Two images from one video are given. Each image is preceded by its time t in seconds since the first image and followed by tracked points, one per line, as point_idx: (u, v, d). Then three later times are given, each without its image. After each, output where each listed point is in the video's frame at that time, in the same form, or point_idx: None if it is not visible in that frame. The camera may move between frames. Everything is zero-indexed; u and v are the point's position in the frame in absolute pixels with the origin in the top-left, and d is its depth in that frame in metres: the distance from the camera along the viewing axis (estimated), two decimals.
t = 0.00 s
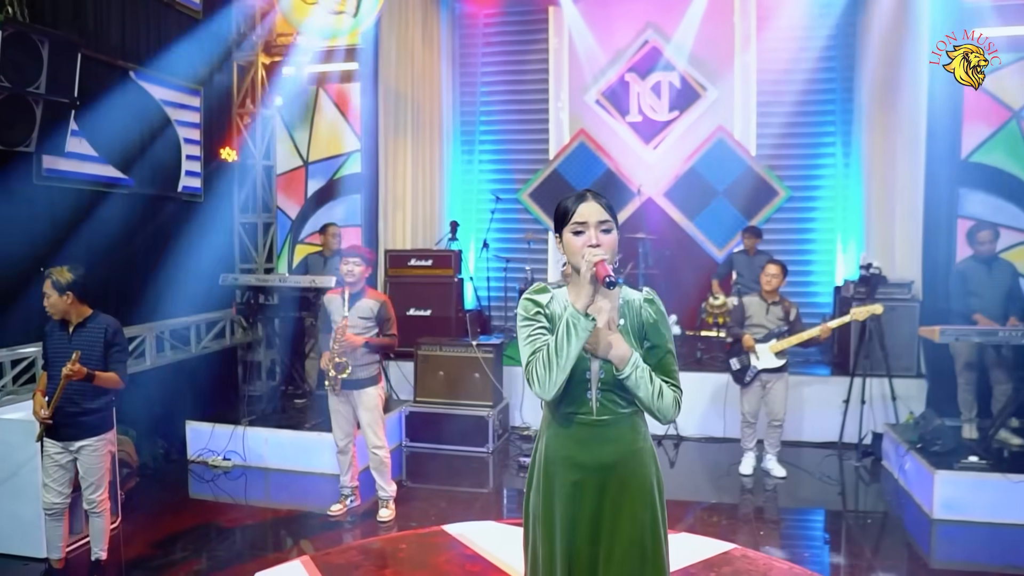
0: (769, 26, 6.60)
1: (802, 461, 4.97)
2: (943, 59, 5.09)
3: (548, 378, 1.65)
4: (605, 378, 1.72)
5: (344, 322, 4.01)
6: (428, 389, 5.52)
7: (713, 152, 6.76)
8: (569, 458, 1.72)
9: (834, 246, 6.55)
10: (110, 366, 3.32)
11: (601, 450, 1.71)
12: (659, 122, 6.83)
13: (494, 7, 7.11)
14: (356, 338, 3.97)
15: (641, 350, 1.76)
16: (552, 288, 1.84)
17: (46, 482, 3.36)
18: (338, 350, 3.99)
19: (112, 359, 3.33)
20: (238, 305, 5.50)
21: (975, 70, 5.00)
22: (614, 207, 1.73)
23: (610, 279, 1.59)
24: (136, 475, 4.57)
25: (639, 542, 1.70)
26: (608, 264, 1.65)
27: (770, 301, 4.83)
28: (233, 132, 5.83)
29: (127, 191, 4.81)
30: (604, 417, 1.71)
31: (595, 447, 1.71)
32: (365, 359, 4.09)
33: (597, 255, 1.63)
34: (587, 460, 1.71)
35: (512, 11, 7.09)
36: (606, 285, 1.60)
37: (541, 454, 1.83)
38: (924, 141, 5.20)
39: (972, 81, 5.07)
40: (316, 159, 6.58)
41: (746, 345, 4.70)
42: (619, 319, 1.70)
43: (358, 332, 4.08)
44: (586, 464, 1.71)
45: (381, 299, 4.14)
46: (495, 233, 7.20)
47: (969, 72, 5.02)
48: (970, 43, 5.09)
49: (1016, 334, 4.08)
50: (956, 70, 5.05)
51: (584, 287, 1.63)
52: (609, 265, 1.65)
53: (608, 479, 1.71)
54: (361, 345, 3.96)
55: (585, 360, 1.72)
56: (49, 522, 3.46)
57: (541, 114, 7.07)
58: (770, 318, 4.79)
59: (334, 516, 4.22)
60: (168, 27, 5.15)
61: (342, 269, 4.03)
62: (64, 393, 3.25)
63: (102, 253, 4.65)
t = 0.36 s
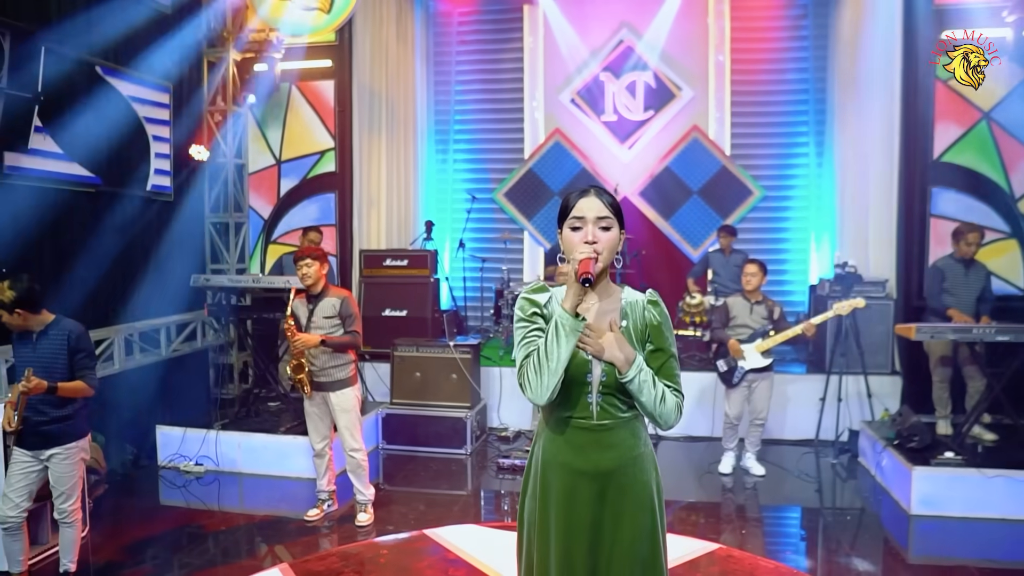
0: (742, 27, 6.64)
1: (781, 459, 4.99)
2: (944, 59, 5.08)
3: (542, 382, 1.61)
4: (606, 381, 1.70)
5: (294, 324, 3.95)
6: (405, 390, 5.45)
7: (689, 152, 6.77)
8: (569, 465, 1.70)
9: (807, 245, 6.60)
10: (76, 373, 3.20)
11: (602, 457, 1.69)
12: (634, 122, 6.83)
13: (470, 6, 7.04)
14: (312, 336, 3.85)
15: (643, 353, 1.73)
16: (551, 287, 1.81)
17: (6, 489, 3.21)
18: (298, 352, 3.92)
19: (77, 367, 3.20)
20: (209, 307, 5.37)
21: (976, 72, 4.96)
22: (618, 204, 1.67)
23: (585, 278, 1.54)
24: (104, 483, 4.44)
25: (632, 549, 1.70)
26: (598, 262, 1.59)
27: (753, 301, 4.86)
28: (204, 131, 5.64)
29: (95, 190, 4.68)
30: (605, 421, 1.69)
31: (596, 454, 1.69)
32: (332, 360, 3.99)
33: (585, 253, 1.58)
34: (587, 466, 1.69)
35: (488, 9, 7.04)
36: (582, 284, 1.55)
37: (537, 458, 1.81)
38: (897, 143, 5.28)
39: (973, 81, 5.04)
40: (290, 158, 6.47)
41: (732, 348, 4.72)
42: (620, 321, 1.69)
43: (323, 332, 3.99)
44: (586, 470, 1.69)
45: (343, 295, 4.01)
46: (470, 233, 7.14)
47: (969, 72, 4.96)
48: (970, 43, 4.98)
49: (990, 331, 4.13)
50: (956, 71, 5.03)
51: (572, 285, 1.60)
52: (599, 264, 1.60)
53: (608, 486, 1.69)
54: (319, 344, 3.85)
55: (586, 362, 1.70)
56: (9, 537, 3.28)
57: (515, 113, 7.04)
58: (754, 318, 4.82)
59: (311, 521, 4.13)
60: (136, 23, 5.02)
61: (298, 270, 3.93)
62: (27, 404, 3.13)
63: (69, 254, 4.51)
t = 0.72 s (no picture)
0: (716, 27, 6.66)
1: (758, 458, 4.99)
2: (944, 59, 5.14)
3: (542, 388, 1.58)
4: (606, 387, 1.66)
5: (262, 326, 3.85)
6: (380, 392, 5.35)
7: (663, 151, 6.76)
8: (565, 473, 1.65)
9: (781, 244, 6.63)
10: (44, 379, 3.08)
11: (599, 465, 1.65)
12: (609, 121, 6.83)
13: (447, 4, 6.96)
14: (278, 337, 3.75)
15: (643, 356, 1.70)
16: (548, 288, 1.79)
17: None
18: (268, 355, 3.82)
19: (46, 371, 3.08)
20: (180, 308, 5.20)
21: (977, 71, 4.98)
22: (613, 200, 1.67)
23: (596, 283, 1.49)
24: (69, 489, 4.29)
25: (628, 560, 1.65)
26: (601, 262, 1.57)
27: (725, 300, 4.83)
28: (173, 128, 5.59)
29: (60, 188, 4.51)
30: (602, 428, 1.65)
31: (593, 462, 1.64)
32: (302, 361, 3.86)
33: (591, 250, 1.56)
34: (584, 475, 1.64)
35: (463, 7, 6.97)
36: (596, 288, 1.50)
37: (531, 466, 1.75)
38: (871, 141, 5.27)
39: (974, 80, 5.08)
40: (261, 156, 6.34)
41: (708, 348, 4.71)
42: (619, 325, 1.66)
43: (294, 332, 3.87)
44: (583, 479, 1.64)
45: (312, 292, 3.91)
46: (444, 233, 7.07)
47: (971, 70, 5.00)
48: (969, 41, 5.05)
49: (966, 329, 4.17)
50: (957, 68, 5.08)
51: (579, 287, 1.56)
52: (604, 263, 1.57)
53: (606, 495, 1.65)
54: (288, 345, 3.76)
55: (585, 368, 1.66)
56: None
57: (490, 111, 6.98)
58: (726, 316, 4.81)
59: (287, 527, 4.02)
60: (102, 16, 4.87)
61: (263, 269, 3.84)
62: None
63: (33, 254, 4.35)
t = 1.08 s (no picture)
0: (691, 27, 6.69)
1: (736, 458, 5.00)
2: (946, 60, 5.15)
3: (539, 396, 1.54)
4: (605, 395, 1.62)
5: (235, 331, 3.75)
6: (355, 395, 5.26)
7: (638, 151, 6.77)
8: (564, 484, 1.62)
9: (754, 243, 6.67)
10: (13, 389, 2.97)
11: (599, 475, 1.61)
12: (585, 121, 6.82)
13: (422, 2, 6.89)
14: (251, 342, 3.68)
15: (643, 363, 1.67)
16: (544, 292, 1.75)
17: None
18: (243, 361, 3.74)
19: (14, 381, 2.98)
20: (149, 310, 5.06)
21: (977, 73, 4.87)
22: (613, 202, 1.65)
23: (591, 286, 1.44)
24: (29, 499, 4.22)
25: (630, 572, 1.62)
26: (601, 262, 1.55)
27: (693, 300, 4.86)
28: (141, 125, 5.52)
29: (22, 186, 4.33)
30: (602, 437, 1.61)
31: (592, 473, 1.61)
32: (279, 365, 3.77)
33: (588, 253, 1.52)
34: (584, 485, 1.61)
35: (438, 4, 6.91)
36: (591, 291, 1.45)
37: (527, 476, 1.72)
38: (847, 141, 5.33)
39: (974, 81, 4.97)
40: (232, 154, 6.22)
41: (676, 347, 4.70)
42: (619, 330, 1.63)
43: (270, 335, 3.78)
44: (583, 490, 1.61)
45: (286, 294, 3.83)
46: (418, 233, 6.99)
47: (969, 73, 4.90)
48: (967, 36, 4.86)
49: (941, 328, 4.22)
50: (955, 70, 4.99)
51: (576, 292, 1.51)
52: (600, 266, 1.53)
53: (607, 506, 1.61)
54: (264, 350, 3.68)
55: (584, 375, 1.62)
56: None
57: (465, 110, 6.92)
58: (694, 316, 4.84)
59: (262, 535, 3.93)
60: (68, 9, 4.70)
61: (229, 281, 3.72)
62: None
63: None
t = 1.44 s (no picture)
0: (663, 29, 6.71)
1: (713, 458, 5.02)
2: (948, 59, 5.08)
3: (530, 402, 1.50)
4: (598, 401, 1.59)
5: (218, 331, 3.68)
6: (328, 399, 5.19)
7: (612, 151, 6.69)
8: (557, 492, 1.58)
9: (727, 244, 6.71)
10: None
11: (592, 483, 1.58)
12: (558, 121, 6.81)
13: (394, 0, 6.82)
14: (235, 343, 3.58)
15: (637, 367, 1.65)
16: (535, 295, 1.71)
17: None
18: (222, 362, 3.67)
19: None
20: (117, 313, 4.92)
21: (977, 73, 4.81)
22: (607, 203, 1.63)
23: (587, 287, 1.42)
24: None
25: None
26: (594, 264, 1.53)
27: (671, 300, 4.94)
28: (107, 123, 5.38)
29: None
30: (594, 444, 1.58)
31: (585, 480, 1.58)
32: (258, 367, 3.70)
33: (581, 254, 1.51)
34: (576, 494, 1.58)
35: (410, 4, 6.85)
36: (586, 293, 1.43)
37: (517, 485, 1.68)
38: (818, 143, 5.40)
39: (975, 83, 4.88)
40: (201, 154, 6.09)
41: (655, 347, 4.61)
42: (613, 333, 1.61)
43: (250, 337, 3.72)
44: (575, 498, 1.58)
45: (267, 296, 3.78)
46: (391, 234, 6.91)
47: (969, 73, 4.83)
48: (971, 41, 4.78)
49: (913, 327, 4.27)
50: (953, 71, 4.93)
51: (570, 294, 1.47)
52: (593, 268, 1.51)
53: (600, 515, 1.58)
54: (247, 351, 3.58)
55: (576, 380, 1.59)
56: None
57: (437, 110, 6.88)
58: (673, 316, 4.90)
59: (235, 543, 3.85)
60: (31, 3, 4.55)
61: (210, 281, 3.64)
62: None
63: None
